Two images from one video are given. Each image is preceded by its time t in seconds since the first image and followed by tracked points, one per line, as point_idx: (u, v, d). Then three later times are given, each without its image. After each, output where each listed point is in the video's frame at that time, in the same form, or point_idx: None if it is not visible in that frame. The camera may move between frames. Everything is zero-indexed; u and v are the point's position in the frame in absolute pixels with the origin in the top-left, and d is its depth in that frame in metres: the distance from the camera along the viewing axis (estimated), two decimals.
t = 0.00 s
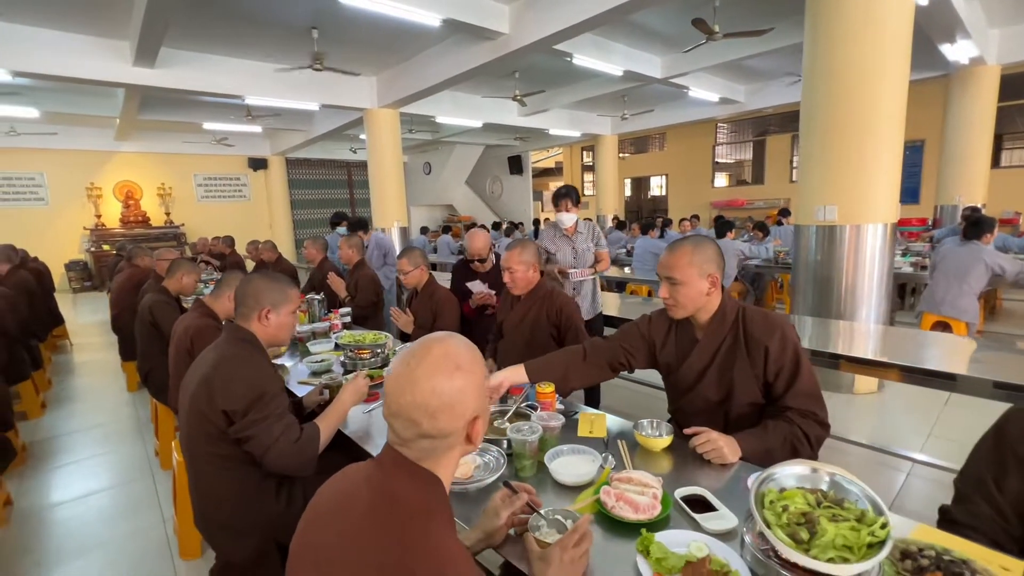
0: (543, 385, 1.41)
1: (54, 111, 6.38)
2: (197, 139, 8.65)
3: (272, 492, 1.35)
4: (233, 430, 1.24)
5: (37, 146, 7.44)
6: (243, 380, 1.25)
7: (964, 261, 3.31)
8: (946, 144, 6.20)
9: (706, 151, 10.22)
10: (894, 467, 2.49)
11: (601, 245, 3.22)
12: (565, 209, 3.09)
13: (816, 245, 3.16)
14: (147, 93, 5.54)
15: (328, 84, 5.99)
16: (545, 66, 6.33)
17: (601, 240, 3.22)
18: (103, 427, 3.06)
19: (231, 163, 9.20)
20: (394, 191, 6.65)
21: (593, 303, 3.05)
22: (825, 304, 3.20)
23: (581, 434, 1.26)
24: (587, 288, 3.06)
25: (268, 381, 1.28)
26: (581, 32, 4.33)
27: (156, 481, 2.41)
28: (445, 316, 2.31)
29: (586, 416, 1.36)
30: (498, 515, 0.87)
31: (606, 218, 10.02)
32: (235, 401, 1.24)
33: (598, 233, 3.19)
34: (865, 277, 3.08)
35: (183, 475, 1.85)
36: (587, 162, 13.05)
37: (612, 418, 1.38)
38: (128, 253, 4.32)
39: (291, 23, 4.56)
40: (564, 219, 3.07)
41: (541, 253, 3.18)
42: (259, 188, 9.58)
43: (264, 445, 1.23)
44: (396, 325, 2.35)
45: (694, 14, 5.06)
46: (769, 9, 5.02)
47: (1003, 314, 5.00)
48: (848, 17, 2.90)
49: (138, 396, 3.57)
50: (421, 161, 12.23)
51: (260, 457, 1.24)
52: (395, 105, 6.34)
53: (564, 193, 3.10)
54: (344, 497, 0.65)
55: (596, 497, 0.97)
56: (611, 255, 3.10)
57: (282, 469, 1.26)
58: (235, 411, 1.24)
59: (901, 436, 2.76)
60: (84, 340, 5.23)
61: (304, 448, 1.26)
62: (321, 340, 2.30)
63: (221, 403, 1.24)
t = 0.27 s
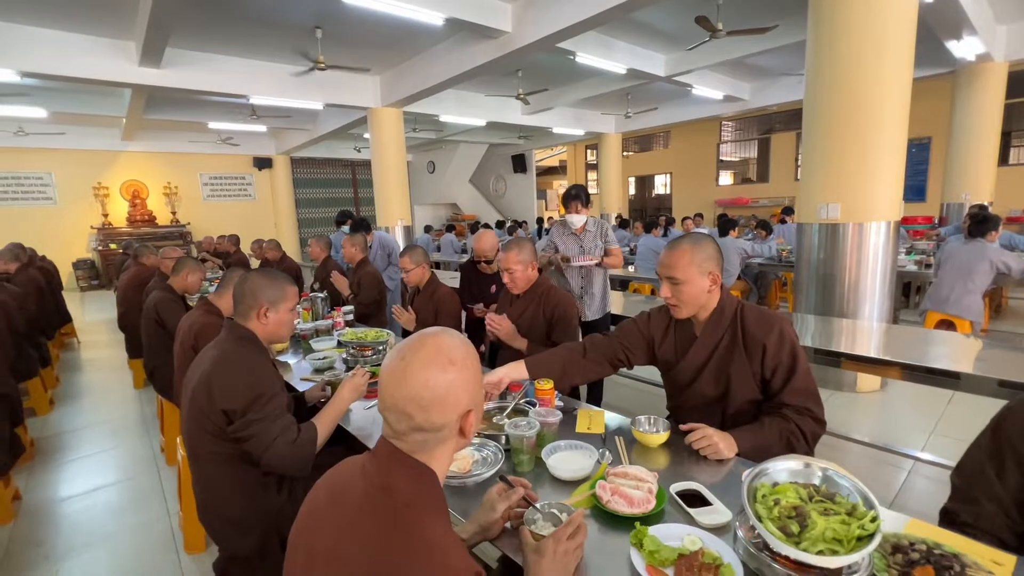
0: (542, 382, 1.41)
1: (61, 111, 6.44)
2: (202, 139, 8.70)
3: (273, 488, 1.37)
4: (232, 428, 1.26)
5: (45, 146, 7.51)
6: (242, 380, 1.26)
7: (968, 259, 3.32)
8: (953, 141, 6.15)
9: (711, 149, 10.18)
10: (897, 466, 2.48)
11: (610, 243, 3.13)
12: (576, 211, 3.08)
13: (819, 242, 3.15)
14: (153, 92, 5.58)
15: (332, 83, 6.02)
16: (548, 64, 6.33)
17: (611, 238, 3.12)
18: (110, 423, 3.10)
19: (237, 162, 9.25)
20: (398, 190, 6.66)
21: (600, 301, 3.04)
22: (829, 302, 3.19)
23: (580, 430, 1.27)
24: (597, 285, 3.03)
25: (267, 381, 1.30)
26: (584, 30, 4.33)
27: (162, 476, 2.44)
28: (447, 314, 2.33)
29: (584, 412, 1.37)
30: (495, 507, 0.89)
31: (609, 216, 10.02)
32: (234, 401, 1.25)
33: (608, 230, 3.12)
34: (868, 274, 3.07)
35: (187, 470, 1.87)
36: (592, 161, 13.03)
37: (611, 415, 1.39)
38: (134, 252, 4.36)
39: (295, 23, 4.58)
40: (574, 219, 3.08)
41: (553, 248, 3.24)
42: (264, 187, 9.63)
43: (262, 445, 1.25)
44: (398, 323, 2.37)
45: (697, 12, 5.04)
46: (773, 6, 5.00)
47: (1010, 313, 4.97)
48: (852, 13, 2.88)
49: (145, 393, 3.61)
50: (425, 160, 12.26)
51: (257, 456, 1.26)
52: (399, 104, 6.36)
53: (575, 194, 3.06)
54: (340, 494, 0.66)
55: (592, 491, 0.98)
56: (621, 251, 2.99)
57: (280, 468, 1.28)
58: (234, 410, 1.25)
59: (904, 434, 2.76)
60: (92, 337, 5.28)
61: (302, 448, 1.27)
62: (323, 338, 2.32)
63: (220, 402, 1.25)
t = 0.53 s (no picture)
0: (540, 376, 1.44)
1: (68, 111, 6.51)
2: (207, 138, 8.76)
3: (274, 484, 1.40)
4: (230, 427, 1.29)
5: (52, 145, 7.58)
6: (242, 378, 1.29)
7: (963, 257, 3.31)
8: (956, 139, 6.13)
9: (714, 147, 10.17)
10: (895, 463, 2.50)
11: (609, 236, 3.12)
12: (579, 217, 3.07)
13: (819, 241, 3.16)
14: (158, 92, 5.63)
15: (335, 82, 6.05)
16: (550, 63, 6.34)
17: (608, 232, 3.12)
18: (117, 419, 3.15)
19: (241, 161, 9.30)
20: (401, 188, 6.69)
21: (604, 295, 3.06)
22: (829, 300, 3.20)
23: (576, 425, 1.30)
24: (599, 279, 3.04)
25: (266, 380, 1.33)
26: (586, 29, 4.35)
27: (168, 470, 2.49)
28: (447, 311, 2.36)
29: (582, 407, 1.39)
30: (490, 498, 0.91)
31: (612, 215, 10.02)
32: (233, 400, 1.28)
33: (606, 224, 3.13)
34: (868, 272, 3.07)
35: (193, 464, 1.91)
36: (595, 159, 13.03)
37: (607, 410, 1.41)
38: (140, 250, 4.41)
39: (299, 22, 4.61)
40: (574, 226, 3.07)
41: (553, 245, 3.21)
42: (268, 186, 9.68)
43: (259, 443, 1.27)
44: (399, 320, 2.40)
45: (699, 10, 5.04)
46: (776, 4, 4.99)
47: (1013, 311, 4.95)
48: (853, 12, 2.88)
49: (151, 390, 3.66)
50: (428, 159, 12.29)
51: (254, 454, 1.28)
52: (402, 103, 6.39)
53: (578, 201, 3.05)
54: (340, 483, 0.68)
55: (587, 483, 1.00)
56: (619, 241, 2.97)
57: (279, 465, 1.30)
58: (232, 409, 1.28)
59: (903, 432, 2.77)
60: (99, 335, 5.34)
61: (297, 448, 1.29)
62: (326, 334, 2.35)
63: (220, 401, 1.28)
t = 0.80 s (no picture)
0: (536, 369, 1.47)
1: (73, 111, 6.57)
2: (211, 138, 8.83)
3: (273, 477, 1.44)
4: (228, 421, 1.33)
5: (58, 145, 7.65)
6: (239, 374, 1.34)
7: (958, 256, 3.34)
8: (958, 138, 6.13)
9: (716, 146, 10.18)
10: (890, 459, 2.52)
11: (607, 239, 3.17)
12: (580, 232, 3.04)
13: (816, 239, 3.19)
14: (163, 92, 5.68)
15: (337, 82, 6.10)
16: (551, 62, 6.37)
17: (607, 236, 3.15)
18: (123, 414, 3.20)
19: (244, 160, 9.37)
20: (403, 187, 6.72)
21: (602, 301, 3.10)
22: (826, 297, 3.22)
23: (570, 416, 1.34)
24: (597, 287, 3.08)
25: (261, 376, 1.37)
26: (586, 29, 4.38)
27: (174, 463, 2.54)
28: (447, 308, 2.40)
29: (576, 399, 1.43)
30: (483, 483, 0.95)
31: (614, 214, 10.04)
32: (229, 396, 1.32)
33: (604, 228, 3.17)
34: (864, 269, 3.09)
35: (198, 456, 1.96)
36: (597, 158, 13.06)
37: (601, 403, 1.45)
38: (145, 248, 4.46)
39: (302, 23, 4.65)
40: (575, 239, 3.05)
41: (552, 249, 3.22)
42: (272, 185, 9.74)
43: (256, 437, 1.32)
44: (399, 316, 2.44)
45: (699, 9, 5.07)
46: (776, 3, 5.00)
47: (1013, 310, 4.96)
48: (850, 12, 2.90)
49: (156, 386, 3.72)
50: (430, 158, 12.33)
51: (251, 447, 1.33)
52: (404, 103, 6.44)
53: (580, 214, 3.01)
54: (335, 463, 0.70)
55: (576, 470, 1.05)
56: (620, 246, 3.02)
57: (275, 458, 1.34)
58: (230, 404, 1.33)
59: (898, 428, 2.79)
60: (105, 333, 5.41)
61: (290, 444, 1.34)
62: (328, 330, 2.40)
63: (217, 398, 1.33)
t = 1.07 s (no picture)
0: (528, 364, 1.51)
1: (77, 111, 6.63)
2: (214, 137, 8.90)
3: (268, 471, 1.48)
4: (222, 415, 1.37)
5: (62, 144, 7.72)
6: (233, 371, 1.38)
7: (950, 255, 3.37)
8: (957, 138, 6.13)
9: (717, 146, 10.20)
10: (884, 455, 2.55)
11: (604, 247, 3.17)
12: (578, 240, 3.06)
13: (811, 238, 3.22)
14: (166, 92, 5.74)
15: (339, 82, 6.15)
16: (551, 62, 6.40)
17: (604, 242, 3.16)
18: (126, 410, 3.26)
19: (247, 160, 9.43)
20: (404, 187, 6.77)
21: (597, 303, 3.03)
22: (821, 296, 3.26)
23: (560, 410, 1.38)
24: (592, 291, 3.03)
25: (253, 373, 1.41)
26: (585, 29, 4.41)
27: (177, 458, 2.59)
28: (444, 306, 2.45)
29: (567, 394, 1.47)
30: (473, 471, 0.99)
31: (615, 213, 10.07)
32: (223, 392, 1.36)
33: (602, 238, 3.16)
34: (859, 268, 3.12)
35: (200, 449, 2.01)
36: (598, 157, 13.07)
37: (592, 398, 1.49)
38: (148, 247, 4.52)
39: (303, 24, 4.70)
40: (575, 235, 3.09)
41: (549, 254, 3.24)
42: (274, 184, 9.81)
43: (250, 430, 1.36)
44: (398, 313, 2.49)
45: (698, 10, 5.10)
46: (775, 3, 5.02)
47: (1011, 309, 4.97)
48: (844, 14, 2.93)
49: (159, 382, 3.77)
50: (432, 157, 12.37)
51: (244, 441, 1.37)
52: (405, 103, 6.48)
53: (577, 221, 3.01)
54: (325, 449, 0.73)
55: (563, 460, 1.09)
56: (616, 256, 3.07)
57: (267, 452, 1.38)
58: (224, 399, 1.37)
59: (890, 426, 2.82)
60: (109, 330, 5.47)
61: (280, 439, 1.38)
62: (328, 327, 2.45)
63: (211, 394, 1.37)
